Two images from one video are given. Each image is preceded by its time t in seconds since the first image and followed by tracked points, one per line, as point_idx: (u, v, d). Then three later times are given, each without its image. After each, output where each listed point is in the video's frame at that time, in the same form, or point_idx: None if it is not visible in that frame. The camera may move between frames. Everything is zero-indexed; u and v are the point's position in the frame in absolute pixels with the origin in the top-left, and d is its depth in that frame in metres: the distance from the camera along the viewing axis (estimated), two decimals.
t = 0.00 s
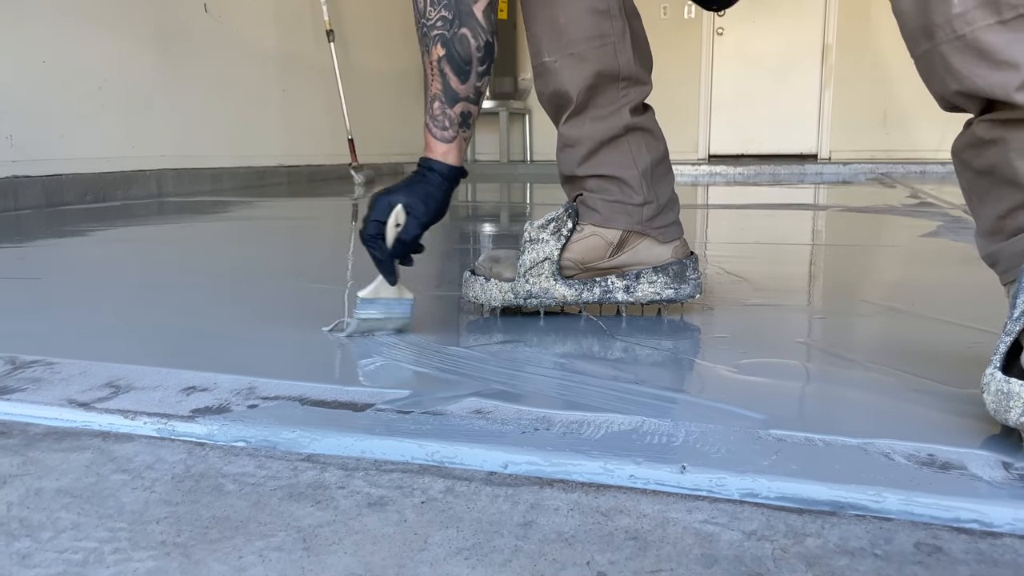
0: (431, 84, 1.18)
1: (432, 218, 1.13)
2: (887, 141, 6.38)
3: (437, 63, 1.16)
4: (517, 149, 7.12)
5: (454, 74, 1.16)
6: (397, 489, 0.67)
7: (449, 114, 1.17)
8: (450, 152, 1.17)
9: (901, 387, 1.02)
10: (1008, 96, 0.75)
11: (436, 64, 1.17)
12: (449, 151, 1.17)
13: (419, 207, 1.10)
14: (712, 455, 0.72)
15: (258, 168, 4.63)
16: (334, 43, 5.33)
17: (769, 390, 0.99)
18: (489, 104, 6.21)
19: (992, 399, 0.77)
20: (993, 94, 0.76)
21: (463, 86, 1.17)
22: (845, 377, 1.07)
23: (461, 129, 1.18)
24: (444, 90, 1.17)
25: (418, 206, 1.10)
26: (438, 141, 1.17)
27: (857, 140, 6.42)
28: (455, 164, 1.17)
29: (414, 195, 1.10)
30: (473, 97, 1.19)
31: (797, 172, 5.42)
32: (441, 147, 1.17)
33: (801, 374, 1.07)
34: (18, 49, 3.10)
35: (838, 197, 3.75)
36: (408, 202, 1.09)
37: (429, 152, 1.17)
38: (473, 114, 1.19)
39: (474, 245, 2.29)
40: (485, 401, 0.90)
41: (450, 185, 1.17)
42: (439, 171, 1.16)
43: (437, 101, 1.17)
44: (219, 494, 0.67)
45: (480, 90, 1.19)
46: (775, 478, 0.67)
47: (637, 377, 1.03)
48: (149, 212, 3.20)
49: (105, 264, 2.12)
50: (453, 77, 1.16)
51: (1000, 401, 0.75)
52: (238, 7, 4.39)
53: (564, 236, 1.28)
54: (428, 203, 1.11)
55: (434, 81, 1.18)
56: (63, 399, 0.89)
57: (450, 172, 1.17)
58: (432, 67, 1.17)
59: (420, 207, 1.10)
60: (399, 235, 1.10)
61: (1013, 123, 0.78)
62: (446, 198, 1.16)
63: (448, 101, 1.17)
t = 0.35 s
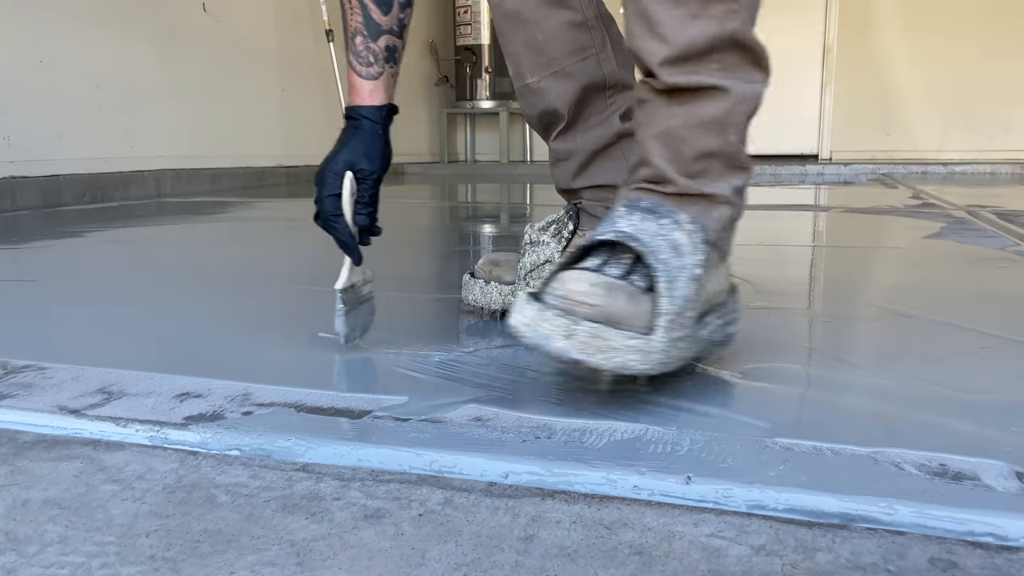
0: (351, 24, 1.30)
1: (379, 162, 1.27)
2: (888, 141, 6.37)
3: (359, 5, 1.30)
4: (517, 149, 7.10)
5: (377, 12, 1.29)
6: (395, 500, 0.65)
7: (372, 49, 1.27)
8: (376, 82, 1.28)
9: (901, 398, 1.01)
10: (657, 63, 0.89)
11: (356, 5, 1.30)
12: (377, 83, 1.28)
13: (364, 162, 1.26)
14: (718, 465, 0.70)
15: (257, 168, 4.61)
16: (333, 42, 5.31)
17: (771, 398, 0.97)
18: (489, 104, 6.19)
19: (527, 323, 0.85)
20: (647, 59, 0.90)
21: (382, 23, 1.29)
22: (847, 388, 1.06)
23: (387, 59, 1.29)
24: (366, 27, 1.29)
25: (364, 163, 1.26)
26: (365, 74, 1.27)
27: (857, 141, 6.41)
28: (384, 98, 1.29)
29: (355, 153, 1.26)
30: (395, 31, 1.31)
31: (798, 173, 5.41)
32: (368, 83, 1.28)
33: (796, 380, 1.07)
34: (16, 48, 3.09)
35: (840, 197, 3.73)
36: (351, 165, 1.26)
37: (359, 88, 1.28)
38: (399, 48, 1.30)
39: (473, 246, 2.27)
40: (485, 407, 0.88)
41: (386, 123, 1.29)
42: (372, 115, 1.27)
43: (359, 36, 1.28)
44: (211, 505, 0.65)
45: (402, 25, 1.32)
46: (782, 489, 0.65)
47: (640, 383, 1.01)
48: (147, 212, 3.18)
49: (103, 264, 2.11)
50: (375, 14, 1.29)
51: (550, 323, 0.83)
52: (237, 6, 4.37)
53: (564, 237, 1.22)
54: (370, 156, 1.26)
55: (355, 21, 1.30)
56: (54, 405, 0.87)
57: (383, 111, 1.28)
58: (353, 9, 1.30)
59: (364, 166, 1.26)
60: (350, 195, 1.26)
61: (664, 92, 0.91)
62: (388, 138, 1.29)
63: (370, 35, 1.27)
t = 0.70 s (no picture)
0: (294, 41, 1.11)
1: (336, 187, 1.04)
2: (890, 141, 6.34)
3: (301, 16, 1.10)
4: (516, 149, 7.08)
5: (321, 28, 1.11)
6: (392, 513, 0.63)
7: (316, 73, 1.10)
8: (319, 112, 1.08)
9: (905, 405, 0.99)
10: (512, 116, 0.96)
11: (299, 17, 1.10)
12: (321, 112, 1.09)
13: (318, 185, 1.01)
14: (725, 475, 0.68)
15: (255, 168, 4.58)
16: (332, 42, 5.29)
17: (772, 407, 0.96)
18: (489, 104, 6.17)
19: (416, 361, 0.88)
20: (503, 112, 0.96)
21: (330, 43, 1.11)
22: (850, 393, 1.04)
23: (334, 85, 1.11)
24: (310, 47, 1.11)
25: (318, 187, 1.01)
26: (308, 100, 1.09)
27: (858, 141, 6.39)
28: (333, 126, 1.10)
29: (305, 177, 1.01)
30: (344, 53, 1.13)
31: (799, 173, 5.39)
32: (310, 109, 1.08)
33: (796, 386, 1.06)
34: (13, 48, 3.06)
35: (842, 198, 3.71)
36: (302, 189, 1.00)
37: (298, 118, 1.08)
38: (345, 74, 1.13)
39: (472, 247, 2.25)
40: (483, 415, 0.86)
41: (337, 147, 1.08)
42: (317, 137, 1.05)
43: (304, 59, 1.10)
44: (202, 518, 0.63)
45: (349, 48, 1.14)
46: (791, 502, 0.63)
47: (639, 390, 0.99)
48: (145, 214, 3.15)
49: (98, 266, 2.08)
50: (320, 32, 1.11)
51: (431, 362, 0.87)
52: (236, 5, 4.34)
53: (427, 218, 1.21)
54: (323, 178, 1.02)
55: (298, 36, 1.11)
56: (44, 412, 0.85)
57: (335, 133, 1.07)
58: (295, 21, 1.11)
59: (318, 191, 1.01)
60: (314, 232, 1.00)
61: (527, 138, 0.98)
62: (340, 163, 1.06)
63: (315, 58, 1.10)
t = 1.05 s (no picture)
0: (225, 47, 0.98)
1: (228, 189, 0.95)
2: (891, 141, 6.32)
3: (231, 22, 0.97)
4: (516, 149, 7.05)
5: (251, 34, 0.97)
6: (389, 527, 0.61)
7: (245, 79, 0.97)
8: (242, 120, 0.98)
9: (912, 412, 0.97)
10: (497, 131, 0.95)
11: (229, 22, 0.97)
12: (244, 119, 0.98)
13: (199, 180, 0.94)
14: (732, 487, 0.66)
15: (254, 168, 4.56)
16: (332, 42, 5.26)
17: (775, 415, 0.94)
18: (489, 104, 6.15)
19: (414, 367, 0.86)
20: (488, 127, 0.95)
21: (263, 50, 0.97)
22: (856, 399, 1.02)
23: (261, 93, 0.98)
24: (237, 52, 0.97)
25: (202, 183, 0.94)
26: (229, 108, 0.97)
27: (859, 141, 6.36)
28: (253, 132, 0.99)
29: (193, 172, 0.94)
30: (279, 61, 0.99)
31: (800, 173, 5.37)
32: (233, 120, 0.98)
33: (799, 392, 1.04)
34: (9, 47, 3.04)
35: (844, 198, 3.69)
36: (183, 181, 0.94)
37: (221, 123, 0.98)
38: (280, 81, 0.99)
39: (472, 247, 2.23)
40: (483, 423, 0.84)
41: (257, 156, 0.99)
42: (236, 141, 0.97)
43: (230, 64, 0.97)
44: (193, 532, 0.61)
45: (288, 56, 0.99)
46: (801, 515, 0.61)
47: (641, 396, 0.97)
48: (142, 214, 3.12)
49: (92, 266, 2.06)
50: (249, 37, 0.97)
51: (430, 369, 0.85)
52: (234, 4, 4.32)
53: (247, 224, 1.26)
54: (214, 177, 0.94)
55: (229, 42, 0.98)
56: (33, 420, 0.83)
57: (254, 142, 0.98)
58: (226, 27, 0.98)
59: (201, 186, 0.94)
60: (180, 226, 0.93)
61: (514, 150, 0.97)
62: (248, 170, 0.97)
63: (242, 65, 0.97)
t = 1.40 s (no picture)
0: (211, 82, 0.89)
1: (226, 214, 0.77)
2: (892, 141, 6.30)
3: (216, 53, 0.88)
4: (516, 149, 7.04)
5: (240, 62, 0.87)
6: (386, 538, 0.59)
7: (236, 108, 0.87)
8: (240, 150, 0.85)
9: (918, 417, 0.96)
10: (510, 118, 0.93)
11: (214, 55, 0.88)
12: (242, 152, 0.86)
13: (196, 200, 0.75)
14: (737, 496, 0.65)
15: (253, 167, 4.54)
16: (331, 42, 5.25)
17: (778, 420, 0.93)
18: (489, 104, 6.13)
19: (413, 372, 0.85)
20: (501, 115, 0.94)
21: (254, 77, 0.88)
22: (860, 404, 1.01)
23: (255, 124, 0.87)
24: (226, 82, 0.87)
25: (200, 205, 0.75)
26: (223, 138, 0.86)
27: (860, 141, 6.35)
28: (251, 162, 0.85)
29: (186, 193, 0.76)
30: (272, 90, 0.89)
31: (801, 173, 5.35)
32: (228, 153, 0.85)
33: (802, 397, 1.03)
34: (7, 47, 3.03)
35: (845, 198, 3.68)
36: (177, 202, 0.73)
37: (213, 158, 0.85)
38: (275, 112, 0.89)
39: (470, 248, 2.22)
40: (482, 429, 0.83)
41: (254, 182, 0.83)
42: (234, 166, 0.82)
43: (219, 94, 0.87)
44: (185, 543, 0.59)
45: (281, 86, 0.90)
46: (809, 525, 0.60)
47: (641, 400, 0.96)
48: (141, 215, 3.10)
49: (89, 267, 2.05)
50: (238, 65, 0.87)
51: (429, 373, 0.83)
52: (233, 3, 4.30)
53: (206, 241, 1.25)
54: (213, 198, 0.76)
55: (215, 74, 0.88)
56: (25, 426, 0.81)
57: (253, 169, 0.84)
58: (210, 62, 0.89)
59: (200, 207, 0.74)
60: (176, 254, 0.72)
61: (523, 140, 0.95)
62: (247, 195, 0.81)
63: (233, 94, 0.87)
